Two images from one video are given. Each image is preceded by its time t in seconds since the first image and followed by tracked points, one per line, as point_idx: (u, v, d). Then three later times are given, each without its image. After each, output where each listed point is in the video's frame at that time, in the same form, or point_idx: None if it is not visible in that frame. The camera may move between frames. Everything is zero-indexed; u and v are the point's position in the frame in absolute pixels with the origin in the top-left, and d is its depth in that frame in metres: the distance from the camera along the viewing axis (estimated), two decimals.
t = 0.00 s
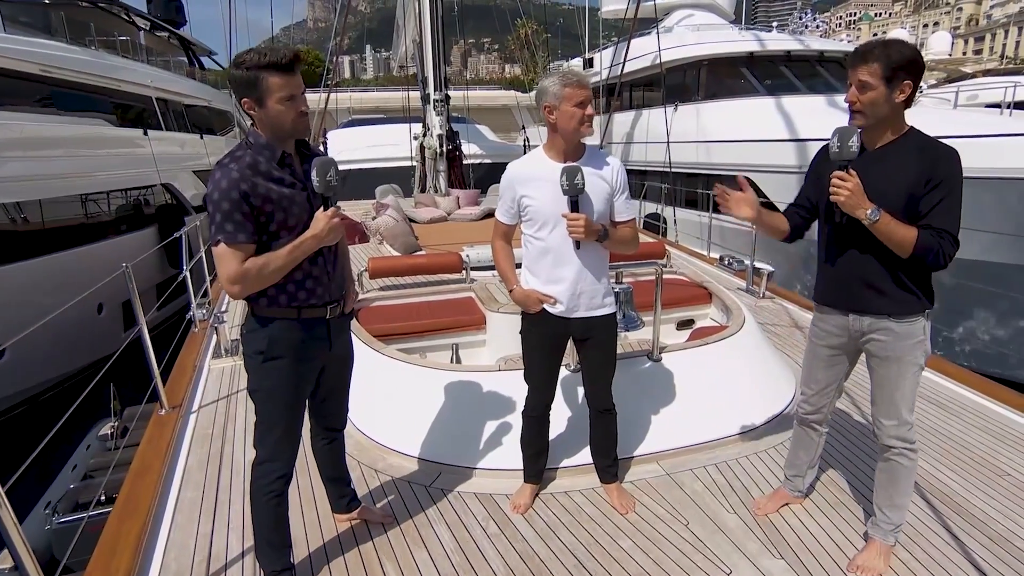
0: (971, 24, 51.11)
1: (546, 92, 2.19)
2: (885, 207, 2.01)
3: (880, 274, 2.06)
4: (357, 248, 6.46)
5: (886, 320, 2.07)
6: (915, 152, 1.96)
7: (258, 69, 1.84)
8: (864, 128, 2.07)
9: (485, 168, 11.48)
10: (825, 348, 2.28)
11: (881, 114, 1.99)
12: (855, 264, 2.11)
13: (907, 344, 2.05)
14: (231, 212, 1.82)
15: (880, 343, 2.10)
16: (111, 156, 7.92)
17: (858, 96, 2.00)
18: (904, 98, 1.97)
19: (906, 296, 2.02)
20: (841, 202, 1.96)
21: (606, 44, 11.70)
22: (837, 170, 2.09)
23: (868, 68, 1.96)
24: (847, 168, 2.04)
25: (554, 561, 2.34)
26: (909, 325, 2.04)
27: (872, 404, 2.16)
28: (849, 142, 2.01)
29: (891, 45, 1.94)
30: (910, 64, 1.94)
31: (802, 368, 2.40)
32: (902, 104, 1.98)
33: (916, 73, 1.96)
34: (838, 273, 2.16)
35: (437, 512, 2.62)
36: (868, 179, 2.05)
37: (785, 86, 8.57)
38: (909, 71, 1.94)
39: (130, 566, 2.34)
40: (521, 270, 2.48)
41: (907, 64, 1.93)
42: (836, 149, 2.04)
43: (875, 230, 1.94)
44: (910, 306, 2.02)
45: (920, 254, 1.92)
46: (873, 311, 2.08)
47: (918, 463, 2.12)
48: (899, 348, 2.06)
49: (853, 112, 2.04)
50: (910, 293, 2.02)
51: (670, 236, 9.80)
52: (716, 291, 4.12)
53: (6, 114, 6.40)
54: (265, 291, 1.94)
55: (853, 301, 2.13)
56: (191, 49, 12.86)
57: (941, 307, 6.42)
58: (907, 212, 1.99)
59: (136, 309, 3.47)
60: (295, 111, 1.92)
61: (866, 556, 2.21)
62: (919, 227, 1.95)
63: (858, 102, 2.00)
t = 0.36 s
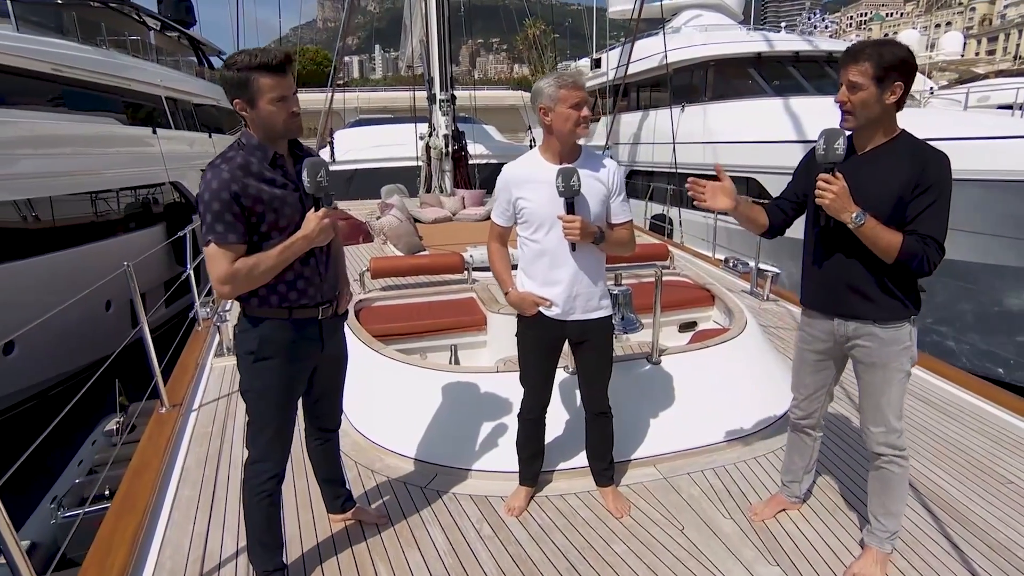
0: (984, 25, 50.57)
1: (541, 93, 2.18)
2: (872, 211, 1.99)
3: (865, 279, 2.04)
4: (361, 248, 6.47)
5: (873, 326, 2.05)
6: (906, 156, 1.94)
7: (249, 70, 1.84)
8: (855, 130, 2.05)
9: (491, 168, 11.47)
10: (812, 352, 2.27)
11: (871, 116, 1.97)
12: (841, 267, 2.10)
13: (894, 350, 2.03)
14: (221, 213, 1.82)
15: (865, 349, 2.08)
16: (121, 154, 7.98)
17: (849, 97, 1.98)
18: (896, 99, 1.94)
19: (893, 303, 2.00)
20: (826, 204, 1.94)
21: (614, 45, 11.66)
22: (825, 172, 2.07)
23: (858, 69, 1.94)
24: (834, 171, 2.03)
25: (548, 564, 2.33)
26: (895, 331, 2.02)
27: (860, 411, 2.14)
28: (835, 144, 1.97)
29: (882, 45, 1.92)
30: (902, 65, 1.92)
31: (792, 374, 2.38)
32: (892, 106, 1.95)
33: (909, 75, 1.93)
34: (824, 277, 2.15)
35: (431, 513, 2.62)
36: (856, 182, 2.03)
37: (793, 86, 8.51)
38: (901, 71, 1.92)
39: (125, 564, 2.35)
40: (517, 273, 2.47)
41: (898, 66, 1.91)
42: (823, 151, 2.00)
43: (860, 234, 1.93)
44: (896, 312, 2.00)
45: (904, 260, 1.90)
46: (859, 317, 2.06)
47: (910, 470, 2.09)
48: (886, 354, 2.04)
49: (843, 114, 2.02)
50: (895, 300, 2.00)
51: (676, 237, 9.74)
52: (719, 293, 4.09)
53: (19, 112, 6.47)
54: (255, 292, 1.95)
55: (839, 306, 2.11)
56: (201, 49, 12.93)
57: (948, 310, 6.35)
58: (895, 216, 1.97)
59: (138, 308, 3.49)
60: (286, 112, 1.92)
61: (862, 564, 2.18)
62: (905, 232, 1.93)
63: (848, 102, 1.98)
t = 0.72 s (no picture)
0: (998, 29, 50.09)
1: (535, 98, 2.19)
2: (862, 219, 1.98)
3: (853, 287, 2.06)
4: (365, 251, 6.49)
5: (859, 335, 2.07)
6: (896, 163, 1.93)
7: (241, 75, 1.87)
8: (847, 136, 2.02)
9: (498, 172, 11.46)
10: (799, 361, 2.29)
11: (861, 122, 1.95)
12: (831, 274, 2.12)
13: (879, 360, 2.05)
14: (211, 217, 1.84)
15: (850, 359, 2.11)
16: (133, 156, 8.06)
17: (839, 103, 1.96)
18: (887, 105, 1.92)
19: (879, 312, 2.02)
20: (815, 211, 1.93)
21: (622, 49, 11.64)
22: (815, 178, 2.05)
23: (848, 74, 1.93)
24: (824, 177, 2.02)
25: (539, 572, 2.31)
26: (881, 341, 2.04)
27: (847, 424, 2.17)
28: (827, 150, 1.95)
29: (874, 50, 1.90)
30: (893, 71, 1.90)
31: (781, 384, 2.39)
32: (884, 112, 1.93)
33: (900, 81, 1.91)
34: (814, 283, 2.17)
35: (425, 518, 2.62)
36: (847, 189, 2.02)
37: (802, 90, 8.45)
38: (892, 77, 1.90)
39: (119, 564, 2.36)
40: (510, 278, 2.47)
41: (890, 72, 1.89)
42: (814, 156, 1.98)
43: (849, 241, 1.92)
44: (882, 322, 2.02)
45: (892, 269, 1.88)
46: (847, 326, 2.08)
47: (900, 482, 2.12)
48: (870, 364, 2.07)
49: (834, 119, 2.01)
50: (882, 310, 2.02)
51: (683, 242, 9.68)
52: (722, 299, 4.06)
53: (33, 114, 6.55)
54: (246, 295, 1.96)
55: (827, 313, 2.13)
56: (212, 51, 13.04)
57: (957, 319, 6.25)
58: (885, 224, 1.95)
59: (140, 309, 3.53)
60: (278, 117, 1.94)
61: None
62: (893, 241, 1.92)
63: (838, 108, 1.96)
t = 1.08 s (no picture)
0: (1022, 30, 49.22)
1: (533, 98, 2.16)
2: (859, 222, 1.98)
3: (849, 291, 2.03)
4: (372, 249, 6.50)
5: (855, 341, 2.04)
6: (895, 166, 1.92)
7: (235, 74, 1.91)
8: (846, 138, 2.01)
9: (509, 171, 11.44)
10: (796, 367, 2.25)
11: (860, 123, 1.93)
12: (826, 276, 2.09)
13: (876, 367, 2.02)
14: (205, 214, 1.87)
15: (847, 366, 2.08)
16: (149, 153, 8.16)
17: (836, 103, 1.95)
18: (887, 107, 1.91)
19: (874, 317, 1.99)
20: (810, 213, 1.94)
21: (635, 48, 11.58)
22: (812, 179, 2.05)
23: (845, 74, 1.92)
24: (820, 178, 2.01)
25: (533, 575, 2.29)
26: (877, 348, 2.01)
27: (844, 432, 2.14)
28: (822, 151, 1.95)
29: (874, 51, 1.88)
30: (892, 72, 1.88)
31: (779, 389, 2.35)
32: (884, 113, 1.92)
33: (901, 82, 1.89)
34: (810, 285, 2.14)
35: (420, 517, 2.61)
36: (844, 192, 2.01)
37: (816, 91, 8.35)
38: (892, 78, 1.88)
39: (115, 557, 2.38)
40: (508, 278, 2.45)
41: (889, 72, 1.87)
42: (809, 157, 1.98)
43: (843, 244, 1.92)
44: (878, 327, 1.99)
45: (887, 274, 1.89)
46: (841, 332, 2.06)
47: (898, 491, 2.10)
48: (867, 371, 2.03)
49: (833, 119, 1.99)
50: (879, 316, 1.99)
51: (693, 243, 9.60)
52: (728, 301, 4.01)
53: (52, 111, 6.65)
54: (239, 292, 1.98)
55: (822, 317, 2.10)
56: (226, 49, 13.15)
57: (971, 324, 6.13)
58: (882, 228, 1.95)
59: (145, 304, 3.56)
60: (271, 115, 1.99)
61: None
62: (889, 246, 1.92)
63: (836, 109, 1.95)
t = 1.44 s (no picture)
0: None
1: (532, 94, 2.13)
2: (857, 228, 1.94)
3: (847, 299, 2.00)
4: (373, 243, 6.48)
5: (852, 349, 2.01)
6: (895, 171, 1.89)
7: (230, 64, 1.90)
8: (846, 142, 1.99)
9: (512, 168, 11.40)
10: (793, 374, 2.22)
11: (861, 128, 1.90)
12: (823, 283, 2.06)
13: (873, 376, 1.99)
14: (196, 206, 1.86)
15: (845, 374, 2.05)
16: (153, 142, 8.14)
17: (839, 108, 1.92)
18: (890, 111, 1.88)
19: (872, 325, 1.96)
20: (807, 218, 1.91)
21: (642, 48, 11.52)
22: (812, 184, 2.01)
23: (848, 78, 1.89)
24: (819, 183, 1.98)
25: None
26: (876, 357, 1.98)
27: (840, 442, 2.11)
28: (820, 155, 1.92)
29: (878, 56, 1.85)
30: (896, 76, 1.85)
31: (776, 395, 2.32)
32: (886, 119, 1.89)
33: (904, 87, 1.86)
34: (807, 292, 2.11)
35: (409, 515, 2.59)
36: (842, 197, 1.98)
37: (823, 94, 8.30)
38: (896, 83, 1.85)
39: (102, 549, 2.37)
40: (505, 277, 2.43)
41: (892, 78, 1.85)
42: (807, 161, 1.95)
43: (841, 250, 1.89)
44: (876, 336, 1.96)
45: (885, 281, 1.85)
46: (838, 339, 2.02)
47: (894, 503, 2.07)
48: (864, 380, 2.00)
49: (834, 123, 1.96)
50: (877, 324, 1.96)
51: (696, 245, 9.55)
52: (728, 305, 3.98)
53: (57, 99, 6.63)
54: (230, 285, 1.97)
55: (819, 324, 2.07)
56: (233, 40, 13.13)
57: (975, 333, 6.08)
58: (880, 234, 1.92)
59: (140, 294, 3.54)
60: (267, 106, 1.97)
61: None
62: (887, 253, 1.89)
63: (838, 113, 1.92)
